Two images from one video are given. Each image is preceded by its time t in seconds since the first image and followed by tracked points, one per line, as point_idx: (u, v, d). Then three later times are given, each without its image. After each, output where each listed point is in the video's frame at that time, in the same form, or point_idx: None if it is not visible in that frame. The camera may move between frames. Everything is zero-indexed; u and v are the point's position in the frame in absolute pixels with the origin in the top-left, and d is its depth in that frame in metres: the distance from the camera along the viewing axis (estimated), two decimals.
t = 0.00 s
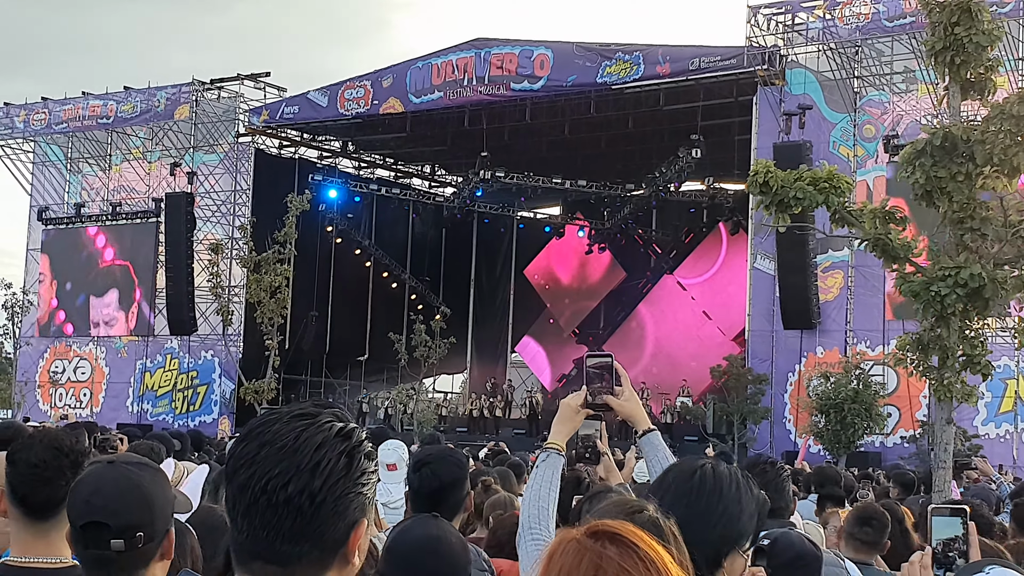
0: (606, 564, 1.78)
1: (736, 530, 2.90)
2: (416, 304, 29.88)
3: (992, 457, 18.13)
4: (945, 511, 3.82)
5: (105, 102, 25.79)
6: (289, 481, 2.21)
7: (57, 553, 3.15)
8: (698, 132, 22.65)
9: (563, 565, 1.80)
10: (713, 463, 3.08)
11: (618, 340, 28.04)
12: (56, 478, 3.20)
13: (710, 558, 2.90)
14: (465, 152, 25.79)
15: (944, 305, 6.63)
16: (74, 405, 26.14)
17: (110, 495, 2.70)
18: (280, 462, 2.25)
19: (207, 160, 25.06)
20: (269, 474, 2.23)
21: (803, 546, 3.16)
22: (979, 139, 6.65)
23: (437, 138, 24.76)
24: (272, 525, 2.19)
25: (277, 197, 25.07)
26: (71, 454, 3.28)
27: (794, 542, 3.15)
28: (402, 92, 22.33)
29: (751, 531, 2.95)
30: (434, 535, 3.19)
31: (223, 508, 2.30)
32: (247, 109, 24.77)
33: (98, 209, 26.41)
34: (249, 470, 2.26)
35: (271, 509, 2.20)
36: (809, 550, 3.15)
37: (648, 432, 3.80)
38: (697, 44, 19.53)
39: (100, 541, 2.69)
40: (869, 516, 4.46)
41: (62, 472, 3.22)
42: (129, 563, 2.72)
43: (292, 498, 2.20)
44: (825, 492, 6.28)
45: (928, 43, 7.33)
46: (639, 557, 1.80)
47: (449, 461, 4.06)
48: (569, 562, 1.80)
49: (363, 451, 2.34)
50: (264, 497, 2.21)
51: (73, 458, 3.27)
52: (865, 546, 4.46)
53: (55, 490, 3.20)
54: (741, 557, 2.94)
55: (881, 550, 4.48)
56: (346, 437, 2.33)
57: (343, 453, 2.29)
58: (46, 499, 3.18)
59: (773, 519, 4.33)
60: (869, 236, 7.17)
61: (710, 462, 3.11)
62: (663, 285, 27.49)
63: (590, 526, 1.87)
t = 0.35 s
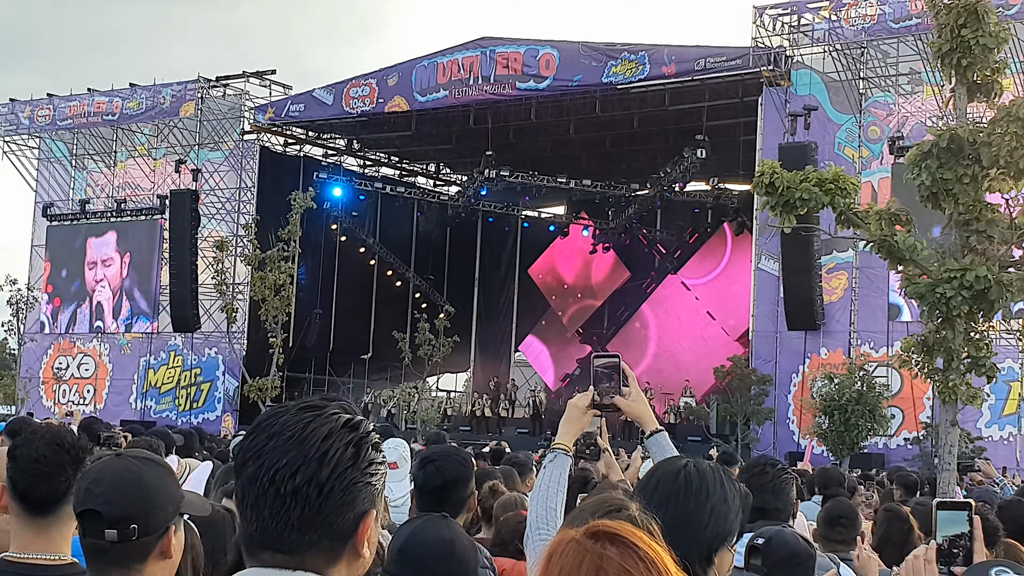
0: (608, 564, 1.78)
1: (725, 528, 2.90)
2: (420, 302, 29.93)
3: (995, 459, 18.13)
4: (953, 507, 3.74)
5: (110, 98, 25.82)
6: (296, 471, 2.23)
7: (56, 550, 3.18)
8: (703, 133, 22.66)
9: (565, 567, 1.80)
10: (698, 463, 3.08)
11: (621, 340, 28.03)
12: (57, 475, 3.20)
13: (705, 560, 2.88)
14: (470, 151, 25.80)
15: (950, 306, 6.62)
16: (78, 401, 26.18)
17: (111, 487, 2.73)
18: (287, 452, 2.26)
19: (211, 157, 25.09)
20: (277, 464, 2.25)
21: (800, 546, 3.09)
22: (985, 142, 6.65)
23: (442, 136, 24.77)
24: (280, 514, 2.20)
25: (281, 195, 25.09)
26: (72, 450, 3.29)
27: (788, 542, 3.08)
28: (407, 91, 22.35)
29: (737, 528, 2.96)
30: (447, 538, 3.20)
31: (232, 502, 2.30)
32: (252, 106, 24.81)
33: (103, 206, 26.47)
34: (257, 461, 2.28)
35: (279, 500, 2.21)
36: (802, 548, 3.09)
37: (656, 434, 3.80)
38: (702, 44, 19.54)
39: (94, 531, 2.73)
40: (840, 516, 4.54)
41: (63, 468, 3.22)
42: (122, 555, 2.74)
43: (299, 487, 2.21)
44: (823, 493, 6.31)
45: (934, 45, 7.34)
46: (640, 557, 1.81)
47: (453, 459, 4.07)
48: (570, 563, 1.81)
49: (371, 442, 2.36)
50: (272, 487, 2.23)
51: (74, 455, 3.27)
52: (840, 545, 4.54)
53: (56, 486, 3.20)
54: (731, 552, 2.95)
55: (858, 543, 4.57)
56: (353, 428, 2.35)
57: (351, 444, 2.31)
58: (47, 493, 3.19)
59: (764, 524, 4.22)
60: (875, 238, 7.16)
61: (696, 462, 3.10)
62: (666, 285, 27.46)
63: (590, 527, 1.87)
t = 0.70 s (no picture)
0: (597, 565, 1.80)
1: (753, 532, 2.89)
2: (416, 303, 30.01)
3: (990, 457, 18.21)
4: (943, 501, 3.77)
5: (105, 101, 25.83)
6: (300, 474, 2.28)
7: (25, 557, 3.06)
8: (698, 133, 22.75)
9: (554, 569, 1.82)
10: (721, 466, 3.05)
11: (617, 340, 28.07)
12: (26, 480, 3.10)
13: (732, 564, 2.86)
14: (466, 152, 25.84)
15: (944, 306, 6.68)
16: (73, 404, 26.19)
17: (99, 485, 2.87)
18: (291, 456, 2.31)
19: (207, 159, 25.12)
20: (281, 467, 2.29)
21: (787, 547, 3.40)
22: (978, 142, 6.73)
23: (438, 138, 24.82)
24: (284, 517, 2.24)
25: (277, 197, 25.12)
26: (42, 456, 3.17)
27: (778, 544, 3.39)
28: (403, 92, 22.39)
29: (762, 532, 2.95)
30: (447, 543, 3.28)
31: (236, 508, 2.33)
32: (248, 108, 24.85)
33: (98, 208, 26.49)
34: (261, 465, 2.32)
35: (282, 503, 2.25)
36: (792, 550, 3.40)
37: (650, 434, 3.83)
38: (697, 45, 19.61)
39: (83, 529, 2.86)
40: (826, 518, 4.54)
41: (32, 474, 3.11)
42: (108, 553, 2.85)
43: (302, 491, 2.25)
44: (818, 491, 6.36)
45: (928, 47, 7.41)
46: (628, 558, 1.82)
47: (448, 473, 4.11)
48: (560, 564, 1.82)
49: (374, 446, 2.41)
50: (275, 491, 2.27)
51: (45, 460, 3.15)
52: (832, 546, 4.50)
53: (25, 491, 3.10)
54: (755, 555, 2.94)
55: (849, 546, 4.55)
56: (357, 432, 2.40)
57: (355, 447, 2.36)
58: (14, 498, 3.08)
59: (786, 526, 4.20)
60: (869, 237, 7.22)
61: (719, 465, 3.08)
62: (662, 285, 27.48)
63: (577, 530, 1.89)
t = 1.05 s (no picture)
0: (611, 555, 1.79)
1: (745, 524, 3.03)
2: (415, 303, 30.00)
3: (988, 459, 18.24)
4: (944, 500, 3.73)
5: (104, 100, 25.83)
6: (328, 476, 2.27)
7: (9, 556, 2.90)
8: (698, 135, 22.74)
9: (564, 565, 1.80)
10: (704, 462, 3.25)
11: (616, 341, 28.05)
12: (4, 479, 2.92)
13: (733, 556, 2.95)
14: (465, 152, 25.85)
15: (943, 308, 6.70)
16: (71, 403, 26.16)
17: (101, 478, 2.92)
18: (319, 457, 2.30)
19: (206, 159, 25.12)
20: (308, 469, 2.28)
21: (775, 548, 3.47)
22: (978, 144, 6.74)
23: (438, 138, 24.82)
24: (310, 518, 2.22)
25: (276, 196, 25.12)
26: (20, 453, 2.99)
27: (767, 546, 3.45)
28: (403, 92, 22.39)
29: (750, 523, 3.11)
30: (438, 543, 3.34)
31: (253, 511, 2.28)
32: (247, 108, 24.85)
33: (97, 207, 26.48)
34: (284, 467, 2.29)
35: (309, 504, 2.23)
36: (781, 552, 3.47)
37: (643, 435, 3.87)
38: (697, 46, 19.61)
39: (82, 522, 2.88)
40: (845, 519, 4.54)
41: (11, 472, 2.94)
42: (108, 545, 2.86)
43: (331, 493, 2.25)
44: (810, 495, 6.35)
45: (928, 49, 7.42)
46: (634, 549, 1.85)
47: (437, 460, 4.10)
48: (568, 557, 1.81)
49: (391, 449, 2.44)
50: (302, 492, 2.25)
51: (24, 458, 2.98)
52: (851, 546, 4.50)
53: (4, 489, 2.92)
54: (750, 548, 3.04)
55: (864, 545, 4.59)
56: (375, 437, 2.43)
57: (376, 452, 2.38)
58: None
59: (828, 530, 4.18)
60: (869, 239, 7.23)
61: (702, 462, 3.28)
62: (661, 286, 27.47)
63: (578, 528, 1.88)
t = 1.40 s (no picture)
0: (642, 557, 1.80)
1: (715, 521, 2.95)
2: (414, 303, 29.95)
3: (987, 459, 18.20)
4: (946, 499, 3.63)
5: (102, 99, 25.78)
6: (299, 464, 2.23)
7: (28, 556, 3.11)
8: (697, 134, 22.67)
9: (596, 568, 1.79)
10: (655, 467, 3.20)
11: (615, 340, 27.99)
12: (15, 481, 3.11)
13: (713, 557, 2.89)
14: (464, 151, 25.80)
15: (942, 307, 6.67)
16: (70, 402, 26.11)
17: (122, 470, 2.92)
18: (291, 445, 2.27)
19: (205, 158, 25.06)
20: (280, 457, 2.25)
21: (777, 548, 3.59)
22: (978, 143, 6.69)
23: (436, 137, 24.77)
24: (283, 507, 2.19)
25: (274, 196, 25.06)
26: (30, 455, 3.16)
27: (768, 546, 3.58)
28: (401, 91, 22.34)
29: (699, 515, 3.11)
30: (431, 541, 3.29)
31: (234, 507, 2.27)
32: (245, 107, 24.79)
33: (95, 207, 26.41)
34: (260, 457, 2.27)
35: (281, 493, 2.20)
36: (781, 551, 3.59)
37: (637, 435, 3.84)
38: (696, 45, 19.56)
39: (96, 511, 2.86)
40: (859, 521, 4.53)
41: (21, 474, 3.12)
42: (119, 537, 2.84)
43: (301, 481, 2.21)
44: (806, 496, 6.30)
45: (927, 47, 7.38)
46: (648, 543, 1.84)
47: (442, 455, 4.06)
48: (600, 561, 1.80)
49: (373, 439, 2.37)
50: (274, 481, 2.22)
51: (34, 460, 3.15)
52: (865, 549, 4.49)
53: (15, 492, 3.11)
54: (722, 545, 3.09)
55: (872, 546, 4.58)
56: (355, 425, 2.37)
57: (355, 439, 2.32)
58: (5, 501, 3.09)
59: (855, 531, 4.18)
60: (868, 238, 7.18)
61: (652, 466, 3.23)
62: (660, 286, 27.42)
63: (591, 525, 1.87)
